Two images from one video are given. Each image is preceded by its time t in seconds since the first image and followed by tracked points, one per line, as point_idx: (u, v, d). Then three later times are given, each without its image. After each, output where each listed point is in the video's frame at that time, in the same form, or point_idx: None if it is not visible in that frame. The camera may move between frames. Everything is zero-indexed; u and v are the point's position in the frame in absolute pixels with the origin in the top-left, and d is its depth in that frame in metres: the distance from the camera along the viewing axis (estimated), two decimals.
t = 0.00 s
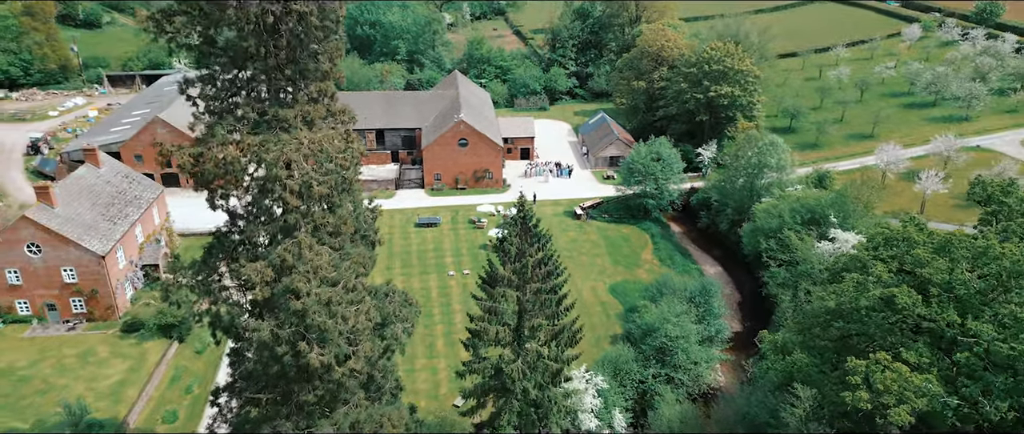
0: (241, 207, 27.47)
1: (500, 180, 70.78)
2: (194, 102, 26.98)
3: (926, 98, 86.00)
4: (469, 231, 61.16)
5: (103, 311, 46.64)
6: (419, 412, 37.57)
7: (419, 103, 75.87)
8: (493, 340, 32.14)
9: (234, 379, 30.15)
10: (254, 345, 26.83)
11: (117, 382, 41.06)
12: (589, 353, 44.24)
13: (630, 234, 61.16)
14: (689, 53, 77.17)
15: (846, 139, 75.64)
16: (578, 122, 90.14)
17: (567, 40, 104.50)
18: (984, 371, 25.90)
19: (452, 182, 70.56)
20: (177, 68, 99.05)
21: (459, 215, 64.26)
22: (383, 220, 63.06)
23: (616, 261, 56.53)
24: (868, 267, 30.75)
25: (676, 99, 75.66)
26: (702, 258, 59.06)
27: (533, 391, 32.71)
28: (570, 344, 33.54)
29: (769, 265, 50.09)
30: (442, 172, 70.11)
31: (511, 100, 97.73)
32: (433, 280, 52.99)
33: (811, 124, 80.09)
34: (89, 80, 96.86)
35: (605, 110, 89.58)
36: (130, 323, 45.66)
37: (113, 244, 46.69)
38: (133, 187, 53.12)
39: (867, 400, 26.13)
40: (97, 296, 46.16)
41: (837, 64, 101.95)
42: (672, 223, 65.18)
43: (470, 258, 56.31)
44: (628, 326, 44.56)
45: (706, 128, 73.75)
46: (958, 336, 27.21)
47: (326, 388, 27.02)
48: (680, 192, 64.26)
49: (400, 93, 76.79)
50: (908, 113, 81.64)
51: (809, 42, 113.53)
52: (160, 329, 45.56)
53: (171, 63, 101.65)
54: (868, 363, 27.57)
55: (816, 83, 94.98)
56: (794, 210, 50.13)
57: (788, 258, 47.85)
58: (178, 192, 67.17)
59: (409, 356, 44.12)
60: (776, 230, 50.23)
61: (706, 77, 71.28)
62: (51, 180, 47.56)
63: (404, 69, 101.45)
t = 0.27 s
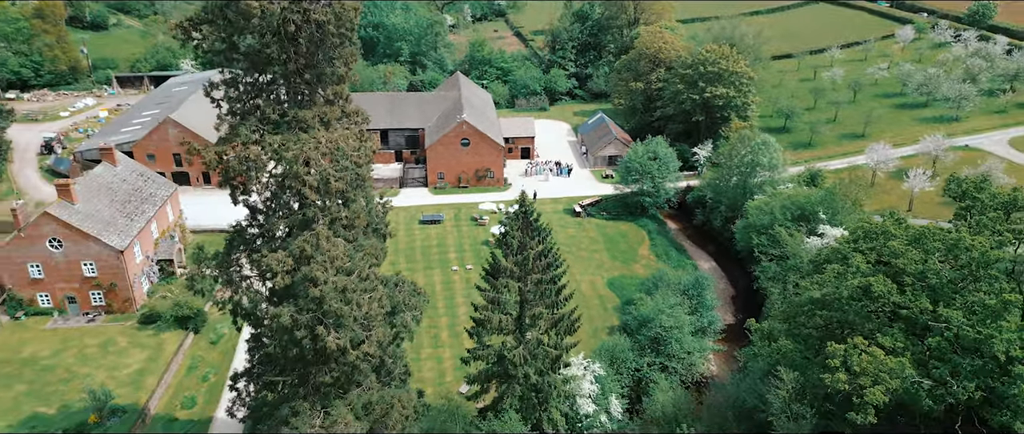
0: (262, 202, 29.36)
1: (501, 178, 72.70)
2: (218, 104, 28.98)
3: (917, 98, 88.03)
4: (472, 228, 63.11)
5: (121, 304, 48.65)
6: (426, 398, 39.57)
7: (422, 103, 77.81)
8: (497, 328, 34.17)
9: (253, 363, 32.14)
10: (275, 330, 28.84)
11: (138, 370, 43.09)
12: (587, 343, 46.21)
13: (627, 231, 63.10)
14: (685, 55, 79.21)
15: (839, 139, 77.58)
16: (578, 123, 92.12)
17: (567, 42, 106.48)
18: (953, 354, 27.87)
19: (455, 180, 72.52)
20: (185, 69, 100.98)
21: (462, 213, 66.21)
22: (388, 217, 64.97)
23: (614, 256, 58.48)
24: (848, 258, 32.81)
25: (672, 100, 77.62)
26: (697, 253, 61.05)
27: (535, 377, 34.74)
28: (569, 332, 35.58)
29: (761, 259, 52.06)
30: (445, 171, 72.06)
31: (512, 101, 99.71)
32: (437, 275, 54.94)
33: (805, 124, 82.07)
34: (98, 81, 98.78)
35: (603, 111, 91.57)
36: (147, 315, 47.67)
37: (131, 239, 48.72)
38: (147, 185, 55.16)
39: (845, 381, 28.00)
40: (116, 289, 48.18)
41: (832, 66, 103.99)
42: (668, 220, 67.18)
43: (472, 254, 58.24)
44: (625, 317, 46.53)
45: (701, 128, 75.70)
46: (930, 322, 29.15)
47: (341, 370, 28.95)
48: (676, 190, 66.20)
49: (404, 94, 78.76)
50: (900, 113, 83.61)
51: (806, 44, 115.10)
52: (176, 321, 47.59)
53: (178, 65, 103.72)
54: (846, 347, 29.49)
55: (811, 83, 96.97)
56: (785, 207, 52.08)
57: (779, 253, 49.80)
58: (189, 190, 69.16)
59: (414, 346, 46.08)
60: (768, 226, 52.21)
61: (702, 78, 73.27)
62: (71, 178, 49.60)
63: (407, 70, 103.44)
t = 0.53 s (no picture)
0: (279, 196, 31.34)
1: (502, 177, 74.67)
2: (240, 106, 31.02)
3: (909, 99, 89.97)
4: (474, 225, 65.09)
5: (137, 297, 50.61)
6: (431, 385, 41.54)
7: (425, 104, 79.69)
8: (499, 318, 36.26)
9: (270, 349, 34.23)
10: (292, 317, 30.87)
11: (155, 359, 45.07)
12: (586, 334, 48.22)
13: (624, 228, 65.05)
14: (682, 57, 81.18)
15: (831, 138, 79.55)
16: (577, 123, 94.04)
17: (567, 43, 108.38)
18: (926, 339, 29.82)
19: (458, 179, 74.50)
20: (192, 71, 102.86)
21: (464, 211, 68.17)
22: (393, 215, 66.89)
23: (611, 252, 60.41)
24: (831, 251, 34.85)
25: (669, 100, 79.57)
26: (693, 249, 63.05)
27: (535, 364, 36.89)
28: (568, 321, 37.64)
29: (753, 254, 54.04)
30: (448, 170, 74.06)
31: (513, 101, 101.62)
32: (441, 270, 56.89)
33: (799, 124, 83.97)
34: (107, 82, 100.64)
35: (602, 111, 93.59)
36: (163, 308, 49.64)
37: (147, 235, 50.70)
38: (161, 183, 57.15)
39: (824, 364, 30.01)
40: (132, 283, 50.15)
41: (827, 66, 105.92)
42: (665, 217, 69.21)
43: (474, 250, 60.16)
44: (621, 309, 48.48)
45: (698, 128, 77.54)
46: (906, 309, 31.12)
47: (355, 355, 31.22)
48: (672, 188, 68.21)
49: (407, 95, 80.69)
50: (892, 113, 85.51)
51: (801, 46, 117.69)
52: (191, 313, 49.58)
53: (185, 66, 105.66)
54: (827, 332, 31.51)
55: (806, 84, 98.87)
56: (777, 204, 54.02)
57: (770, 248, 51.77)
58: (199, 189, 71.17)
59: (420, 337, 48.06)
60: (759, 222, 54.26)
61: (698, 79, 75.25)
62: (89, 176, 51.57)
63: (410, 71, 105.36)
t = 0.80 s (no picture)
0: (295, 192, 33.23)
1: (503, 175, 76.57)
2: (257, 107, 32.89)
3: (901, 100, 91.96)
4: (476, 222, 67.05)
5: (152, 291, 52.57)
6: (437, 373, 43.38)
7: (428, 105, 81.63)
8: (502, 308, 38.26)
9: (284, 337, 36.13)
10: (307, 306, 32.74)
11: (171, 349, 46.98)
12: (584, 326, 50.15)
13: (622, 225, 66.96)
14: (679, 58, 83.12)
15: (825, 138, 81.51)
16: (576, 123, 95.97)
17: (566, 45, 110.28)
18: (902, 326, 31.81)
19: (460, 178, 76.41)
20: (198, 71, 104.76)
21: (466, 208, 70.14)
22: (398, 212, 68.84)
23: (609, 248, 62.37)
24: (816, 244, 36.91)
25: (666, 101, 81.50)
26: (689, 246, 65.08)
27: (536, 352, 38.81)
28: (567, 311, 39.59)
29: (746, 250, 56.00)
30: (450, 168, 75.98)
31: (513, 102, 103.55)
32: (445, 265, 58.83)
33: (794, 123, 85.81)
34: (115, 83, 102.53)
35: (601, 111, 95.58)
36: (177, 301, 51.58)
37: (161, 231, 52.62)
38: (173, 181, 59.13)
39: (807, 348, 32.09)
40: (148, 277, 52.12)
41: (822, 67, 107.83)
42: (662, 215, 71.29)
43: (477, 246, 62.10)
44: (618, 302, 50.42)
45: (694, 128, 79.49)
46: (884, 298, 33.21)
47: (366, 341, 33.07)
48: (668, 186, 70.21)
49: (410, 96, 82.66)
50: (885, 114, 87.46)
51: (795, 48, 120.72)
52: (204, 306, 51.52)
53: (191, 67, 107.57)
54: (811, 320, 33.61)
55: (801, 84, 100.71)
56: (768, 202, 55.96)
57: (761, 244, 53.76)
58: (208, 187, 73.13)
59: (424, 329, 50.03)
60: (751, 219, 56.18)
61: (694, 80, 77.19)
62: (105, 174, 53.52)
63: (412, 73, 107.32)
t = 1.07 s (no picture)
0: (308, 189, 35.16)
1: (504, 174, 78.53)
2: (274, 108, 34.86)
3: (894, 100, 93.89)
4: (478, 219, 69.01)
5: (166, 285, 54.55)
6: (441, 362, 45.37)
7: (431, 105, 83.61)
8: (504, 299, 40.24)
9: (297, 326, 38.08)
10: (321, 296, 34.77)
11: (187, 340, 48.96)
12: (582, 318, 52.14)
13: (620, 222, 68.88)
14: (676, 60, 85.05)
15: (819, 137, 83.48)
16: (576, 123, 97.91)
17: (566, 46, 112.21)
18: (881, 315, 33.80)
19: (462, 176, 78.35)
20: (205, 73, 106.72)
21: (468, 206, 72.10)
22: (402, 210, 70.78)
23: (607, 244, 64.33)
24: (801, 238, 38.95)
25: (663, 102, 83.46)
26: (685, 242, 67.04)
27: (536, 341, 40.78)
28: (566, 302, 41.59)
29: (739, 245, 58.02)
30: (452, 167, 77.93)
31: (514, 102, 105.44)
32: (448, 260, 60.79)
33: (789, 123, 87.72)
34: (123, 84, 104.48)
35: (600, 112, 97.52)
36: (191, 294, 53.56)
37: (175, 227, 54.57)
38: (185, 179, 61.04)
39: (792, 336, 34.05)
40: (162, 271, 54.08)
41: (817, 68, 109.74)
42: (659, 213, 73.28)
43: (479, 243, 64.04)
44: (615, 295, 52.36)
45: (690, 128, 81.46)
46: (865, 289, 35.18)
47: (377, 328, 35.21)
48: (664, 184, 72.14)
49: (414, 96, 84.67)
50: (878, 114, 89.42)
51: (790, 49, 123.71)
52: (217, 300, 53.51)
53: (197, 69, 109.50)
54: (796, 310, 35.58)
55: (796, 85, 102.61)
56: (761, 199, 57.88)
57: (754, 240, 55.71)
58: (217, 186, 75.09)
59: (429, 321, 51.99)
60: (744, 216, 58.14)
61: (690, 82, 79.19)
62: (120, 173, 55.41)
63: (415, 74, 109.27)
